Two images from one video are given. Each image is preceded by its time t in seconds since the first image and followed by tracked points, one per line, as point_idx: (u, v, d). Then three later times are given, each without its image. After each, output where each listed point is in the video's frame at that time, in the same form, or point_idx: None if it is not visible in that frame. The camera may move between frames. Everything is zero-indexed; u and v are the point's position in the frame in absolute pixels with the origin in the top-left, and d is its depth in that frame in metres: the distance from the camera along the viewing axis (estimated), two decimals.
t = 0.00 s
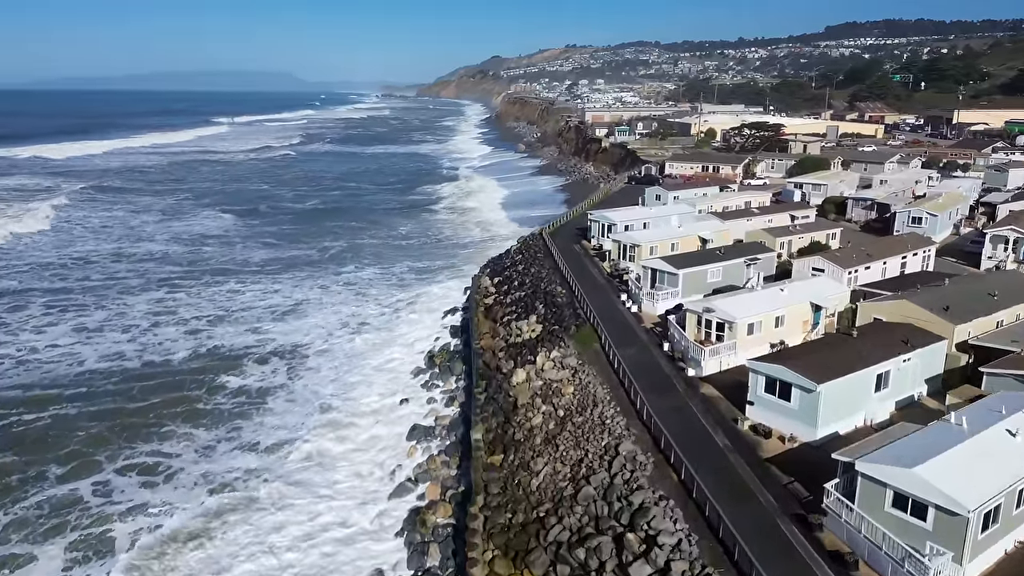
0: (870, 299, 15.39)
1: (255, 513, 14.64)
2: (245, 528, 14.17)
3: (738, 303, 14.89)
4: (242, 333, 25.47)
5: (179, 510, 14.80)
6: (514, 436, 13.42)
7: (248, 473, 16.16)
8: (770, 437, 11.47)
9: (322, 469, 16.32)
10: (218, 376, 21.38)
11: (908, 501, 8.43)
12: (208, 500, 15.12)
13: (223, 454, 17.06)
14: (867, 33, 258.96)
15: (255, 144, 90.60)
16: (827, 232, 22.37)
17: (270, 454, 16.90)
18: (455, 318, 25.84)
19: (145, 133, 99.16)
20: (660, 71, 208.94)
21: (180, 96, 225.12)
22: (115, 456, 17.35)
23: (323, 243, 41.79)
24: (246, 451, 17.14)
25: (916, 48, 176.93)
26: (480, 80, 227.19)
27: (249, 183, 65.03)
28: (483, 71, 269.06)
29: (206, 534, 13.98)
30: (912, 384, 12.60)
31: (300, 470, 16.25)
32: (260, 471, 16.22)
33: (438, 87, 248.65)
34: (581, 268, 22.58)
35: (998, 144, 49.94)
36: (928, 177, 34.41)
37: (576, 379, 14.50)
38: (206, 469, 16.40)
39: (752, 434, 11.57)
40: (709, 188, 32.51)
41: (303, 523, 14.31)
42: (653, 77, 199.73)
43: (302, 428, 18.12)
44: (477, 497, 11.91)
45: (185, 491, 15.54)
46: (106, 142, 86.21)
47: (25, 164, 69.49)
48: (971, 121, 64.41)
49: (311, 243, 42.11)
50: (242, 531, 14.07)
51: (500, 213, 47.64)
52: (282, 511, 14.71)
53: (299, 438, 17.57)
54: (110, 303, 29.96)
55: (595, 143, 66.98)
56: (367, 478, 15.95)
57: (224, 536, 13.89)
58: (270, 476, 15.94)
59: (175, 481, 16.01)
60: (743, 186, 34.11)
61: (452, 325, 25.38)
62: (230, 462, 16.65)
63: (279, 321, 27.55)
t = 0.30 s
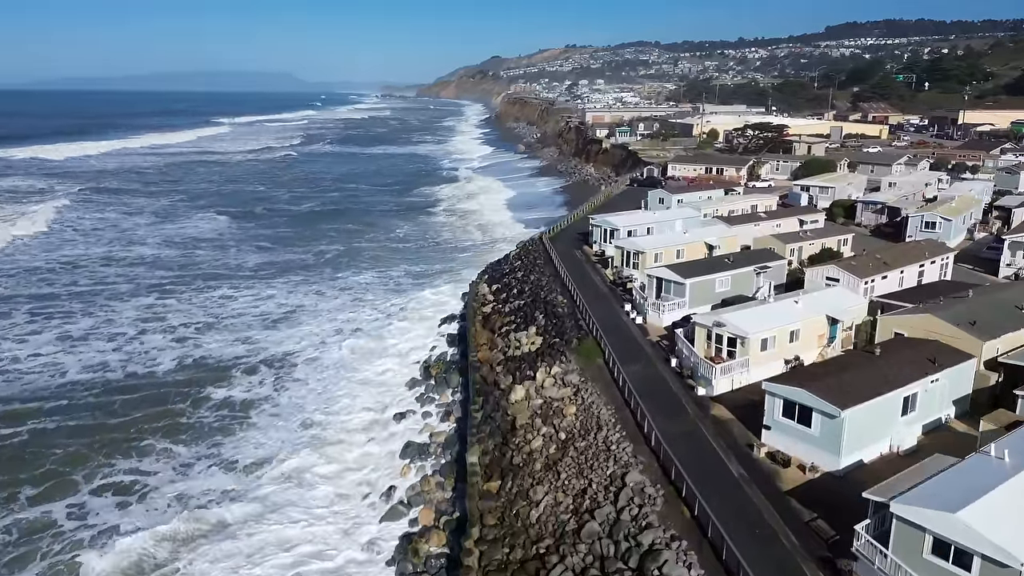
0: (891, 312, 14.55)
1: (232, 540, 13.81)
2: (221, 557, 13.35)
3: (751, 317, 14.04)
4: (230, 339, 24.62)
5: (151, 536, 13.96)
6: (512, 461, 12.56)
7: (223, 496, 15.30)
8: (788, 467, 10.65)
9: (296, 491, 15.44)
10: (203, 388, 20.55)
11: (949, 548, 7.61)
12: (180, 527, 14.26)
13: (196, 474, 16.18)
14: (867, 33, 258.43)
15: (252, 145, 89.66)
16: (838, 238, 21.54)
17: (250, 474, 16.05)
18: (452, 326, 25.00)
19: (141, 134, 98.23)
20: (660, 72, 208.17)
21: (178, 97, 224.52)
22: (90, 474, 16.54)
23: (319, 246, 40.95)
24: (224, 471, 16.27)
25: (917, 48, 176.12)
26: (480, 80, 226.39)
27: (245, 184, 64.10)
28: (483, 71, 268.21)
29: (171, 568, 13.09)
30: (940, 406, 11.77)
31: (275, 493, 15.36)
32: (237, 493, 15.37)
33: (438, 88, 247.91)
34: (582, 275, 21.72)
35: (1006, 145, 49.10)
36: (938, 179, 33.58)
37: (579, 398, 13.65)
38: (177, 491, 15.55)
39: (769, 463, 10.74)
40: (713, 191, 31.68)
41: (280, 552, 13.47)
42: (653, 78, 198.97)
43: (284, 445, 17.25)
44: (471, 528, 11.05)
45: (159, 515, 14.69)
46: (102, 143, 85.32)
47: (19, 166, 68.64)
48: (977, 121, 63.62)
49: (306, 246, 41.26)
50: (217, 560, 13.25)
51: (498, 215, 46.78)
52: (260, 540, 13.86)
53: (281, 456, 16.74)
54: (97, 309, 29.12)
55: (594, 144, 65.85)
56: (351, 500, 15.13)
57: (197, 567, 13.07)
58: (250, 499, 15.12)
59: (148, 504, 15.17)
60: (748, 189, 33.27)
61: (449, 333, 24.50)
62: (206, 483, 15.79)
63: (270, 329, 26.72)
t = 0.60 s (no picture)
0: (913, 327, 13.68)
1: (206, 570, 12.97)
2: None
3: (766, 331, 13.16)
4: (218, 347, 23.76)
5: (122, 565, 13.11)
6: (510, 488, 11.66)
7: (199, 521, 14.42)
8: (811, 500, 9.78)
9: (272, 516, 14.56)
10: (186, 400, 19.69)
11: None
12: (152, 556, 13.37)
13: (171, 496, 15.29)
14: (867, 33, 257.69)
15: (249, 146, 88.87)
16: (850, 245, 20.68)
17: (230, 496, 15.17)
18: (449, 335, 24.13)
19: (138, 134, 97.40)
20: (660, 72, 207.53)
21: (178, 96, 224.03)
22: (62, 494, 15.68)
23: (315, 250, 40.12)
24: (199, 492, 15.39)
25: (918, 48, 175.42)
26: (479, 80, 225.66)
27: (242, 185, 63.24)
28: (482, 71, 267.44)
29: None
30: (972, 432, 10.90)
31: (254, 517, 14.49)
32: (212, 516, 14.51)
33: (437, 88, 247.22)
34: (584, 284, 20.86)
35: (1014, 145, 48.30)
36: (949, 182, 32.73)
37: (581, 420, 12.78)
38: (149, 514, 14.66)
39: (791, 496, 9.87)
40: (719, 194, 30.84)
41: None
42: (653, 78, 198.25)
43: (267, 464, 16.37)
44: (465, 565, 10.17)
45: (130, 542, 13.80)
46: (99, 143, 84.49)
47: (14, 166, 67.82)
48: (982, 121, 62.83)
49: (302, 249, 40.41)
50: None
51: (498, 218, 45.98)
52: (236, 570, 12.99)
53: (264, 476, 15.88)
54: (84, 315, 28.28)
55: (595, 144, 65.23)
56: (335, 524, 14.29)
57: None
58: (228, 523, 14.27)
59: (120, 528, 14.28)
60: (754, 192, 32.42)
61: (445, 342, 23.62)
62: (181, 505, 14.92)
63: (261, 336, 25.86)
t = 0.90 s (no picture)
0: (939, 343, 12.81)
1: None
2: None
3: (782, 348, 12.30)
4: (206, 357, 22.90)
5: None
6: (508, 521, 10.81)
7: (175, 547, 13.56)
8: (836, 538, 8.95)
9: (251, 541, 13.73)
10: (169, 414, 18.82)
11: None
12: None
13: (144, 519, 14.43)
14: (867, 33, 257.02)
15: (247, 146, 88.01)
16: (863, 252, 19.81)
17: (208, 520, 14.30)
18: (445, 344, 23.25)
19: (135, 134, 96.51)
20: (660, 72, 206.80)
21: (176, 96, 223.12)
22: (32, 517, 14.81)
23: (310, 253, 39.26)
24: (175, 514, 14.54)
25: (919, 48, 174.75)
26: (479, 80, 224.85)
27: (239, 186, 62.38)
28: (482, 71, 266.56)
29: None
30: (1009, 461, 10.03)
31: (232, 543, 13.63)
32: (187, 542, 13.67)
33: (437, 88, 246.38)
34: (586, 292, 20.00)
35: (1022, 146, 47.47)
36: (960, 184, 31.87)
37: (585, 444, 11.93)
38: (122, 539, 13.80)
39: (814, 534, 9.04)
40: (724, 196, 30.00)
41: None
42: (653, 78, 197.43)
43: (250, 484, 15.52)
44: None
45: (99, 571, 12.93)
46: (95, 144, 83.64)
47: (9, 167, 66.94)
48: (988, 121, 61.99)
49: (297, 253, 39.53)
50: None
51: (498, 220, 45.16)
52: None
53: (246, 498, 15.03)
54: (70, 322, 27.42)
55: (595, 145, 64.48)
56: (316, 551, 13.45)
57: None
58: (205, 551, 13.41)
59: (90, 555, 13.41)
60: (761, 195, 31.56)
61: (442, 351, 22.75)
62: (156, 529, 14.07)
63: (251, 345, 25.00)
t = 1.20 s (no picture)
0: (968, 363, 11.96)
1: None
2: None
3: (801, 369, 11.43)
4: (192, 367, 22.05)
5: None
6: (505, 559, 10.00)
7: None
8: None
9: (227, 572, 12.88)
10: (149, 430, 17.96)
11: None
12: None
13: (116, 546, 13.58)
14: (868, 32, 256.18)
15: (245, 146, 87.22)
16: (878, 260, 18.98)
17: (184, 548, 13.44)
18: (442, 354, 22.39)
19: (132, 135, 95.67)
20: (660, 72, 206.11)
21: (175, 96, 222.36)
22: None
23: (305, 257, 38.39)
24: (150, 540, 13.70)
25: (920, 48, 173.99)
26: (479, 80, 224.07)
27: (236, 188, 61.58)
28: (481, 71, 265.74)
29: None
30: None
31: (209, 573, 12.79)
32: (158, 572, 12.81)
33: (437, 88, 245.59)
34: (588, 302, 19.15)
35: None
36: (971, 187, 31.05)
37: (589, 474, 11.08)
38: (91, 569, 12.94)
39: None
40: (729, 200, 29.13)
41: None
42: (653, 78, 196.67)
43: (231, 507, 14.67)
44: None
45: None
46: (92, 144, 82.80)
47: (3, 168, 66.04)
48: (994, 122, 61.16)
49: (291, 257, 38.65)
50: None
51: (497, 222, 44.34)
52: None
53: (226, 522, 14.19)
54: (55, 330, 26.58)
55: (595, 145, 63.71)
56: None
57: None
58: None
59: None
60: (767, 198, 30.73)
61: (437, 363, 21.87)
62: (128, 558, 13.21)
63: (240, 354, 24.14)
